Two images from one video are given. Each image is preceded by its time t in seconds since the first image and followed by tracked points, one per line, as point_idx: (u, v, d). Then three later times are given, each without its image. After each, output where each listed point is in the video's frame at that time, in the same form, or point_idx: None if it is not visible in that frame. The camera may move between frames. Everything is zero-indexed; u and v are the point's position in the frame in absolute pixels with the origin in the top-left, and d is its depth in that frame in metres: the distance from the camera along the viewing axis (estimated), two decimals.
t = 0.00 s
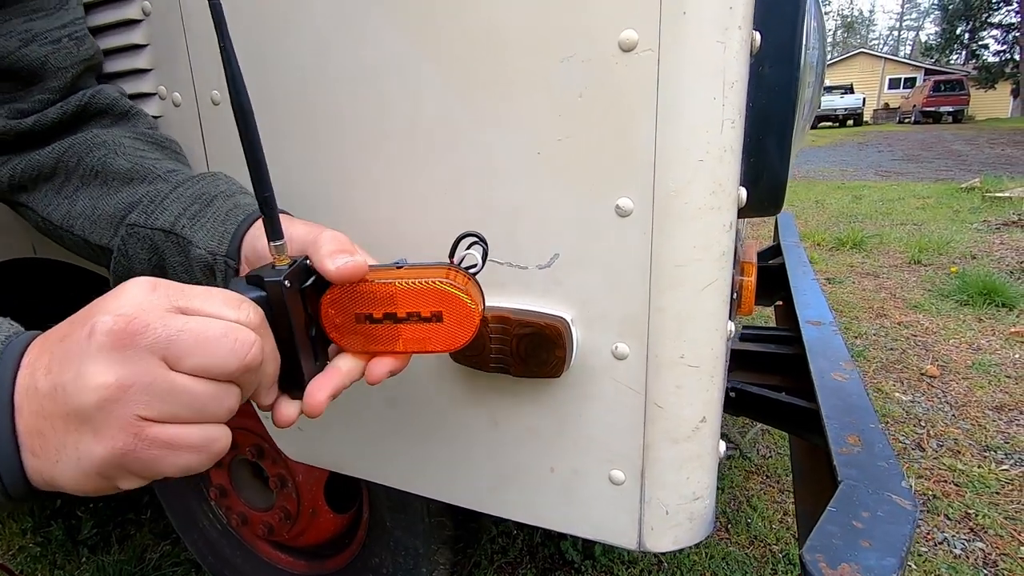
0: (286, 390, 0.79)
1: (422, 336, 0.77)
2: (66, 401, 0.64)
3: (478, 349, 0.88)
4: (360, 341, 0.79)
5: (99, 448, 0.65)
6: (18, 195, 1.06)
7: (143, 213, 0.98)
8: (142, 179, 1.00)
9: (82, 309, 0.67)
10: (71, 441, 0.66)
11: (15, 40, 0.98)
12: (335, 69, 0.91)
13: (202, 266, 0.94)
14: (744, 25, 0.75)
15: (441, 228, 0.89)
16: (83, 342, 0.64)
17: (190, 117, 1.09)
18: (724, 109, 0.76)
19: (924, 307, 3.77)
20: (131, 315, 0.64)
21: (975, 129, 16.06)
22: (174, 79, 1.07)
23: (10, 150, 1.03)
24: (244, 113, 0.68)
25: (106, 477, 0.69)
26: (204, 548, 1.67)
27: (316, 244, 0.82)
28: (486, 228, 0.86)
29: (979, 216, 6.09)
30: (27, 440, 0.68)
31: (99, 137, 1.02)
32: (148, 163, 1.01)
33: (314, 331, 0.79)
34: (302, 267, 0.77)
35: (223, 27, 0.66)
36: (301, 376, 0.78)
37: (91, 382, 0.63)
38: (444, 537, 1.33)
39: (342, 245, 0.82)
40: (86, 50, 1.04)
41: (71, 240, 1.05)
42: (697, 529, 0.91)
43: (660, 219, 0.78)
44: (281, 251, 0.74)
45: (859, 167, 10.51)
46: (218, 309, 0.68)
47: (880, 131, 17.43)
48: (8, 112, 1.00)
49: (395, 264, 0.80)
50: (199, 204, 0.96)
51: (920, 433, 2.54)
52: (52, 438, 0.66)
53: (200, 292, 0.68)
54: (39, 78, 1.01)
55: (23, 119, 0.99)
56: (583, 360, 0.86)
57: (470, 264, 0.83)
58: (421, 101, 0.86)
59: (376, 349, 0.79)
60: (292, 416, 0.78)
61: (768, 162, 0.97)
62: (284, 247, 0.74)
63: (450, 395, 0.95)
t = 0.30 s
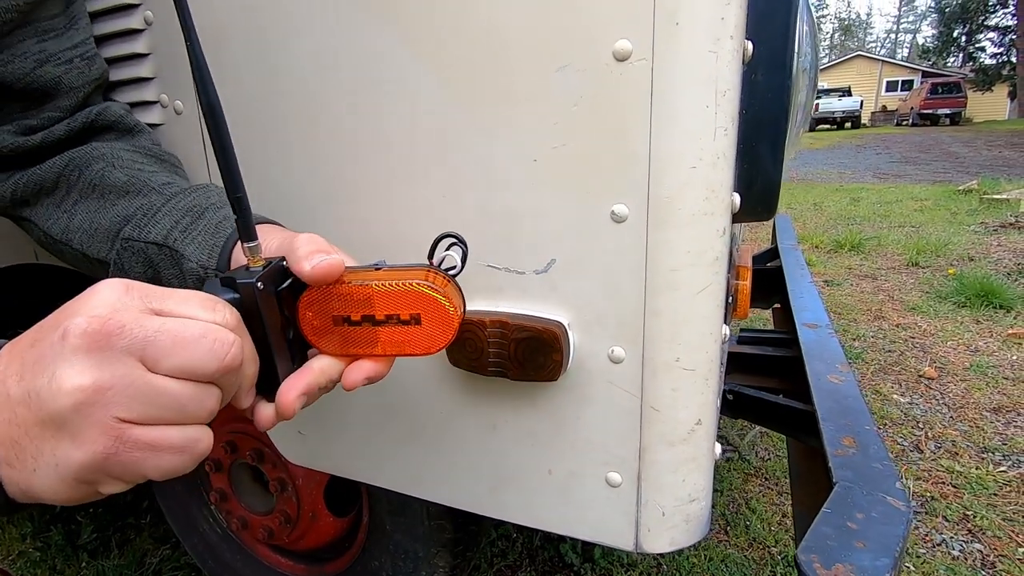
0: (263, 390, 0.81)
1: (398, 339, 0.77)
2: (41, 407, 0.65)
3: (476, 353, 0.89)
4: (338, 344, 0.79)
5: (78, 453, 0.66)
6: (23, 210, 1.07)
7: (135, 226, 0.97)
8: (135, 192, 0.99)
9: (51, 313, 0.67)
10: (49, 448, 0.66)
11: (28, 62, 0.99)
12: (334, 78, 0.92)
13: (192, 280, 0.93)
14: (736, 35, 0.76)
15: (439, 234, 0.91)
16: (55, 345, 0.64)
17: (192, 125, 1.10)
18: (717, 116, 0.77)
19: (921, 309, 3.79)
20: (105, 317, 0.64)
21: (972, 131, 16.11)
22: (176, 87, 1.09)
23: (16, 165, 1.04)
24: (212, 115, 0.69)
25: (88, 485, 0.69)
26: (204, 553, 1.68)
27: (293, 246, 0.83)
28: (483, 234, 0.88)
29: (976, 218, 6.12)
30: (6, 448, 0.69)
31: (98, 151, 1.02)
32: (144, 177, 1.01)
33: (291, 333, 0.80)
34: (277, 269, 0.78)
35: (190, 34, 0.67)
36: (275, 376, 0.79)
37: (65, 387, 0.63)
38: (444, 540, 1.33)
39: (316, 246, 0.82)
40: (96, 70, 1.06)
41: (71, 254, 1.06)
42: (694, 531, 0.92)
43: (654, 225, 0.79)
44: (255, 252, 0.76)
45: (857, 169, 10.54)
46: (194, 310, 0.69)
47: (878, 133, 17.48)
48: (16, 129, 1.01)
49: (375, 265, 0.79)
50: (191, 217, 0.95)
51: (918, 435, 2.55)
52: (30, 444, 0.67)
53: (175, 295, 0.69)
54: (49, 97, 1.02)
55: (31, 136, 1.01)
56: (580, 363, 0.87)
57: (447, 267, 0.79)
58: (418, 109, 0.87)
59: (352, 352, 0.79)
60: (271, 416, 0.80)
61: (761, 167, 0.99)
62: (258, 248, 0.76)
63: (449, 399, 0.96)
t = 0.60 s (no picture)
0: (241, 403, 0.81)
1: (376, 341, 0.79)
2: (24, 416, 0.64)
3: (472, 352, 0.89)
4: (314, 351, 0.80)
5: (66, 463, 0.65)
6: None
7: (109, 238, 0.97)
8: (112, 204, 0.99)
9: (34, 321, 0.66)
10: (31, 458, 0.65)
11: (21, 78, 1.00)
12: (330, 78, 0.92)
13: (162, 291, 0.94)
14: (728, 34, 0.77)
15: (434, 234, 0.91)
16: (44, 353, 0.64)
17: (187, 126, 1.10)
18: (710, 115, 0.78)
19: (919, 308, 3.80)
20: (93, 326, 0.64)
21: (969, 131, 16.15)
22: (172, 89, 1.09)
23: None
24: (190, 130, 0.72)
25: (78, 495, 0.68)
26: (202, 554, 1.68)
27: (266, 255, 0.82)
28: (478, 234, 0.88)
29: (974, 217, 6.13)
30: None
31: (76, 163, 1.02)
32: (122, 189, 1.01)
33: (266, 344, 0.80)
34: (252, 279, 0.78)
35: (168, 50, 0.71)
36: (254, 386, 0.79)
37: (56, 395, 0.63)
38: (442, 541, 1.33)
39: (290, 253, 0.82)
40: (88, 87, 1.08)
41: (44, 264, 1.06)
42: (689, 529, 0.92)
43: (649, 224, 0.80)
44: (230, 262, 0.77)
45: (855, 169, 10.56)
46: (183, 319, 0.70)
47: (876, 134, 17.51)
48: None
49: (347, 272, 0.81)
50: (165, 229, 0.96)
51: (916, 434, 2.55)
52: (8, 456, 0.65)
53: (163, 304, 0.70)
54: (38, 111, 1.04)
55: (15, 149, 1.01)
56: (575, 362, 0.87)
57: (420, 268, 0.86)
58: (414, 109, 0.88)
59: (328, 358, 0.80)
60: (250, 428, 0.79)
61: (754, 166, 0.99)
62: (232, 259, 0.77)
63: (445, 398, 0.96)
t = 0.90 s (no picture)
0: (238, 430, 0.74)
1: (367, 334, 0.79)
2: None
3: (467, 349, 0.89)
4: (307, 361, 0.76)
5: None
6: None
7: (62, 235, 0.97)
8: (70, 203, 1.00)
9: None
10: None
11: None
12: (323, 73, 0.92)
13: (111, 287, 0.93)
14: (723, 28, 0.76)
15: (429, 231, 0.90)
16: None
17: (180, 123, 1.09)
18: (704, 110, 0.78)
19: (917, 307, 3.80)
20: (6, 365, 0.58)
21: (967, 130, 16.17)
22: (165, 85, 1.08)
23: None
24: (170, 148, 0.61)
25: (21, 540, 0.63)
26: (200, 554, 1.67)
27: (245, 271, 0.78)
28: (472, 230, 0.88)
29: (971, 215, 6.14)
30: None
31: (43, 164, 1.04)
32: (83, 189, 1.02)
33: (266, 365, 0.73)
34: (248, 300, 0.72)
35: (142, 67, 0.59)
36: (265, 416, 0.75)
37: None
38: (440, 539, 1.33)
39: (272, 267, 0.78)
40: (70, 95, 1.10)
41: None
42: (686, 525, 0.92)
43: (644, 219, 0.79)
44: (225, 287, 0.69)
45: (853, 168, 10.56)
46: (106, 347, 0.60)
47: (874, 132, 17.52)
48: None
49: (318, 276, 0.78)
50: (118, 227, 0.96)
51: (914, 431, 2.55)
52: None
53: (90, 330, 0.61)
54: (16, 116, 1.07)
55: None
56: (569, 359, 0.87)
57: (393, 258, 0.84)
58: (408, 105, 0.87)
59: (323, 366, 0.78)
60: (266, 452, 0.78)
61: (750, 161, 0.99)
62: (228, 283, 0.69)
63: (439, 395, 0.96)
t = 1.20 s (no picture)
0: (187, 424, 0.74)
1: (336, 343, 0.78)
2: None
3: (459, 347, 0.88)
4: (269, 360, 0.76)
5: None
6: None
7: (34, 235, 0.97)
8: (44, 203, 0.99)
9: None
10: None
11: None
12: (313, 70, 0.91)
13: (84, 287, 0.92)
14: (715, 23, 0.76)
15: (421, 228, 0.90)
16: None
17: (171, 120, 1.09)
18: (695, 106, 0.77)
19: (914, 304, 3.81)
20: None
21: (964, 127, 16.20)
22: (156, 82, 1.07)
23: None
24: (135, 139, 0.60)
25: None
26: (195, 555, 1.66)
27: (212, 265, 0.77)
28: (463, 227, 0.87)
29: (968, 213, 6.15)
30: None
31: (18, 164, 1.03)
32: (58, 188, 1.01)
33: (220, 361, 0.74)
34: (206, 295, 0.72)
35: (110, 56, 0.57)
36: (213, 410, 0.74)
37: None
38: (435, 539, 1.32)
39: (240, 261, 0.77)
40: (55, 100, 1.10)
41: None
42: (680, 523, 0.92)
43: (637, 215, 0.79)
44: (183, 280, 0.69)
45: (851, 166, 10.58)
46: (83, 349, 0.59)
47: (871, 130, 17.54)
48: None
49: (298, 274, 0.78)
50: (89, 227, 0.95)
51: (911, 428, 2.55)
52: None
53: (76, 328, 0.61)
54: None
55: None
56: (562, 356, 0.86)
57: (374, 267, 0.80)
58: (399, 101, 0.87)
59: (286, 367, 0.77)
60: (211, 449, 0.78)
61: (744, 157, 0.98)
62: (187, 277, 0.69)
63: (432, 394, 0.96)
